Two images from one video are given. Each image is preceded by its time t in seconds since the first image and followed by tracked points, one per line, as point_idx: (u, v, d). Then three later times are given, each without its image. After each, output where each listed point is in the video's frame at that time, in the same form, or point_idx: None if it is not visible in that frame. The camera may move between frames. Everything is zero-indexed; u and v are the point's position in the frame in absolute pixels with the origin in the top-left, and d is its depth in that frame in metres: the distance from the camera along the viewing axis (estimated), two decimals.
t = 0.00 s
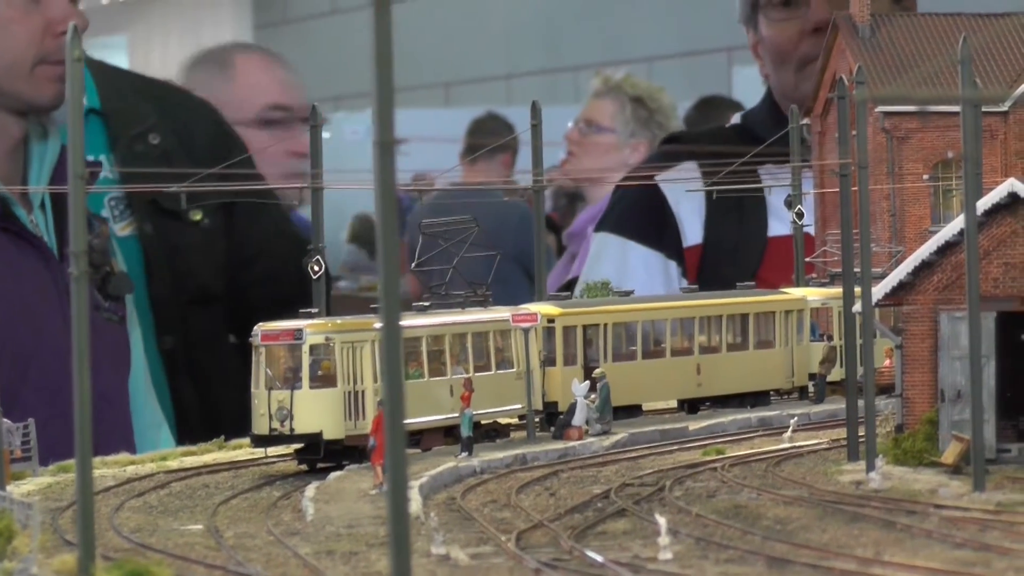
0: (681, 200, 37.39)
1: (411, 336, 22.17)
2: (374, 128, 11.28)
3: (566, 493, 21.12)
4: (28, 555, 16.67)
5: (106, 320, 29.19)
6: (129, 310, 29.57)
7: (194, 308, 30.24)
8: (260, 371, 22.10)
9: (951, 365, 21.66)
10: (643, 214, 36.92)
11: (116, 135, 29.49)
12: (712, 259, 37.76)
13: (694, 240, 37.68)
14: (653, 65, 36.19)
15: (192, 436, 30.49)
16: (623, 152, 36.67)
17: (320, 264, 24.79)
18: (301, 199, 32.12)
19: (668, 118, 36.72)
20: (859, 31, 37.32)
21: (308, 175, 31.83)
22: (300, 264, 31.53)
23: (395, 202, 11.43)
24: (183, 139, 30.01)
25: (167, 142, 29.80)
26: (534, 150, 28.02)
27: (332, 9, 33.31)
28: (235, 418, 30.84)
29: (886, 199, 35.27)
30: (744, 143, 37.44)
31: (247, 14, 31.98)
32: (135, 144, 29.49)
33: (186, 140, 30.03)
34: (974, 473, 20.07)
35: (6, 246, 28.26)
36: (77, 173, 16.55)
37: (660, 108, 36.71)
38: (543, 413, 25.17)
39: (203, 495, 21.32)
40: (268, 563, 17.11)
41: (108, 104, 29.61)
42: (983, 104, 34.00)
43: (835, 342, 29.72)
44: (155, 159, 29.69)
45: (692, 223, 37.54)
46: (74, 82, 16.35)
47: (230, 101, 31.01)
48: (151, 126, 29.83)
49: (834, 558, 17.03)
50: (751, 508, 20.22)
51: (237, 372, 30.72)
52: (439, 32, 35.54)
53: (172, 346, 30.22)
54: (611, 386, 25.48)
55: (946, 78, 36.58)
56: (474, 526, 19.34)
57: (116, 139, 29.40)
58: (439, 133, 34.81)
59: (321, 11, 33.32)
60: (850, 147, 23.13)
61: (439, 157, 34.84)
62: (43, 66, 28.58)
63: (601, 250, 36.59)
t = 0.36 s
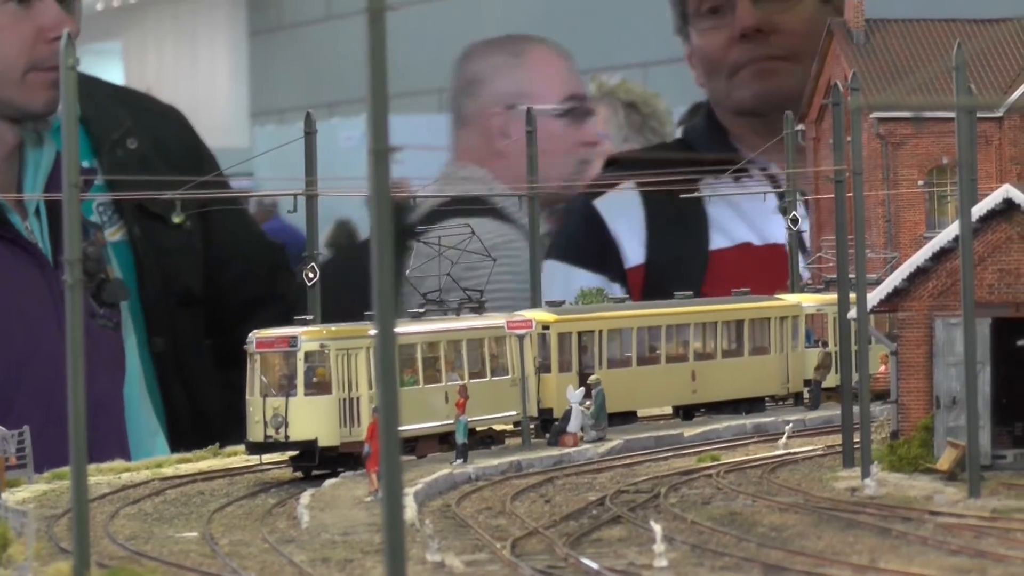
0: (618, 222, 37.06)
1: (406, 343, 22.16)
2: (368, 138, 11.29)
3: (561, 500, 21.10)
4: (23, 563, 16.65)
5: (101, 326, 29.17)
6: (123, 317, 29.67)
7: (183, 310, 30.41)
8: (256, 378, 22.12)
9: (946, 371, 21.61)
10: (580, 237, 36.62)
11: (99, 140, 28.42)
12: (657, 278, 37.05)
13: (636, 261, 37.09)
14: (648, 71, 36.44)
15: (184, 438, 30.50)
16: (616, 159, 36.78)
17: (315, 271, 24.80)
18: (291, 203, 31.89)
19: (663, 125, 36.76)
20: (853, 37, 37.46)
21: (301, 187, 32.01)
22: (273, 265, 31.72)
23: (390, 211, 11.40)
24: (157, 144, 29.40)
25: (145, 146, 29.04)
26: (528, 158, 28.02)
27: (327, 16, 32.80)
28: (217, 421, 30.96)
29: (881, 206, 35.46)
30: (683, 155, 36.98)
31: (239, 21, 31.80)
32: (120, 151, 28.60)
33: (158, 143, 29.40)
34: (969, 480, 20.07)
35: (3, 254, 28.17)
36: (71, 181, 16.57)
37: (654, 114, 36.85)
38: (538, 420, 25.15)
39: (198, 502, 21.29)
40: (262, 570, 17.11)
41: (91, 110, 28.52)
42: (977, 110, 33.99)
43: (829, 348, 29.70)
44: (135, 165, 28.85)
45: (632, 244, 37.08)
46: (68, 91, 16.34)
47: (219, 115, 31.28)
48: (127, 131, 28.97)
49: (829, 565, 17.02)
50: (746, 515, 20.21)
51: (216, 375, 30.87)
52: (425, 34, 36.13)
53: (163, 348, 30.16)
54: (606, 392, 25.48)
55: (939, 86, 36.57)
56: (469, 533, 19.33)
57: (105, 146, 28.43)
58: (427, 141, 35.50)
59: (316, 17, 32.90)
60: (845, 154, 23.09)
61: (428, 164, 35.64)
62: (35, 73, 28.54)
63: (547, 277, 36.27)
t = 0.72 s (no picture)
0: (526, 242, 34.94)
1: (400, 347, 22.16)
2: (361, 141, 11.29)
3: (555, 504, 21.10)
4: (16, 567, 16.63)
5: (95, 330, 28.90)
6: (117, 321, 29.37)
7: (189, 322, 30.35)
8: (249, 382, 22.03)
9: (940, 375, 21.61)
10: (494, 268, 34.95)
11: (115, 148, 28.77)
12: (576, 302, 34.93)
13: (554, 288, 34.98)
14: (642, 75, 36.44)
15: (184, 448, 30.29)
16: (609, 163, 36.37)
17: (309, 275, 24.81)
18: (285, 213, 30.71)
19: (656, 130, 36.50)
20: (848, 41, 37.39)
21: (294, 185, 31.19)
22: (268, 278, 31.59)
23: (384, 218, 11.42)
24: (169, 155, 29.51)
25: (160, 157, 29.33)
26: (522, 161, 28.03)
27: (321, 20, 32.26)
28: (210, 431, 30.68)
29: (875, 209, 35.39)
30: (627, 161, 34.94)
31: (234, 24, 31.56)
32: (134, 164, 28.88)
33: (170, 153, 29.58)
34: (963, 483, 20.08)
35: None
36: (65, 185, 16.57)
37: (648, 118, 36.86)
38: (532, 424, 25.15)
39: (192, 506, 21.25)
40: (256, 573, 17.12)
41: (108, 116, 29.03)
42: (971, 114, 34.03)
43: (823, 352, 29.72)
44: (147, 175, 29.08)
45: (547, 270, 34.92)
46: (61, 94, 16.39)
47: (216, 115, 31.16)
48: (141, 142, 29.24)
49: (823, 569, 16.99)
50: (740, 519, 20.21)
51: (211, 389, 30.66)
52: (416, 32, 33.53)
53: (173, 360, 30.10)
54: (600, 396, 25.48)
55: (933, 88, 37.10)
56: (463, 536, 19.33)
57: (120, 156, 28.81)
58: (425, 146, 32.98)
59: (310, 20, 32.40)
60: (839, 158, 23.11)
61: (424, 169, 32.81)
62: (25, 78, 28.11)
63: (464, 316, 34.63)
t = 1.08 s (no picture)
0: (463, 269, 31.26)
1: (394, 348, 22.14)
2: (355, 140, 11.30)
3: (549, 506, 21.06)
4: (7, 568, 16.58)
5: (88, 331, 28.84)
6: (114, 322, 29.34)
7: (198, 333, 30.16)
8: (243, 383, 22.02)
9: (934, 377, 21.56)
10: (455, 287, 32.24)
11: (133, 153, 28.62)
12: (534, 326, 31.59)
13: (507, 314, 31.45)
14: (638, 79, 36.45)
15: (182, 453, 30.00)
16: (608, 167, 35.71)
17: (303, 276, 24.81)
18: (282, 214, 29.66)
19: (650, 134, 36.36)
20: (844, 43, 34.85)
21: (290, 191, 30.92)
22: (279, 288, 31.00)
23: (378, 219, 11.35)
24: (186, 164, 29.25)
25: (176, 166, 29.05)
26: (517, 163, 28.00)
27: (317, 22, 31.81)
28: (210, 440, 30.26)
29: (869, 212, 35.24)
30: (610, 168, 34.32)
31: (230, 28, 31.68)
32: (150, 170, 28.57)
33: (187, 162, 29.25)
34: (957, 486, 20.07)
35: None
36: (59, 185, 16.53)
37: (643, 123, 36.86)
38: (526, 426, 25.14)
39: (185, 507, 21.22)
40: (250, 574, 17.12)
41: (129, 123, 28.95)
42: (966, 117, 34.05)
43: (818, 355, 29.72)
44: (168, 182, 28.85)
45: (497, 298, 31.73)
46: (55, 92, 16.36)
47: (212, 114, 31.11)
48: (159, 151, 29.06)
49: (817, 571, 16.96)
50: (734, 521, 20.19)
51: (216, 399, 30.30)
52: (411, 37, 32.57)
53: (180, 369, 29.92)
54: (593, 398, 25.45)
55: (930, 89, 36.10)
56: (456, 538, 19.30)
57: (137, 164, 28.59)
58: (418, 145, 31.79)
59: (305, 23, 31.96)
60: (833, 160, 23.08)
61: (423, 168, 31.24)
62: None
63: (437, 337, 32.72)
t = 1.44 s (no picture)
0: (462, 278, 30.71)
1: (389, 349, 22.18)
2: (349, 140, 11.31)
3: (543, 507, 21.04)
4: None
5: (85, 334, 28.82)
6: (110, 324, 29.27)
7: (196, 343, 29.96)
8: (238, 384, 22.00)
9: (930, 380, 21.61)
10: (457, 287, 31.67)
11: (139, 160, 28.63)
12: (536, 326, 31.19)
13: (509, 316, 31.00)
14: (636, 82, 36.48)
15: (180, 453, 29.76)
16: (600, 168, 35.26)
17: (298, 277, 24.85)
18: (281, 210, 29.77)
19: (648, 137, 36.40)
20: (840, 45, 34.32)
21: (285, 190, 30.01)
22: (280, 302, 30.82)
23: (370, 220, 11.37)
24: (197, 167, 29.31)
25: (187, 172, 29.12)
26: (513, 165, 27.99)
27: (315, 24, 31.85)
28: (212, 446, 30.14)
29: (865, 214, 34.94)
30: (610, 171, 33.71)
31: (226, 30, 31.19)
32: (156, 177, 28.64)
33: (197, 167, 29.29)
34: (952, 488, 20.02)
35: None
36: (52, 185, 16.51)
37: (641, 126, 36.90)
38: (521, 428, 25.13)
39: (180, 508, 21.21)
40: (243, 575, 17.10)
41: (140, 129, 28.88)
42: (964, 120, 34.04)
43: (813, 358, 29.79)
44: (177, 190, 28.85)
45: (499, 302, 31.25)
46: (49, 93, 16.39)
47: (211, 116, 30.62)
48: (171, 157, 29.01)
49: (811, 572, 16.93)
50: (728, 523, 20.18)
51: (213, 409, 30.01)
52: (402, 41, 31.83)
53: (175, 380, 29.73)
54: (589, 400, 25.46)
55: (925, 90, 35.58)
56: (451, 539, 19.27)
57: (146, 168, 28.65)
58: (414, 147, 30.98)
59: (304, 25, 32.02)
60: (828, 162, 23.12)
61: (416, 169, 30.41)
62: None
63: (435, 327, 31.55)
